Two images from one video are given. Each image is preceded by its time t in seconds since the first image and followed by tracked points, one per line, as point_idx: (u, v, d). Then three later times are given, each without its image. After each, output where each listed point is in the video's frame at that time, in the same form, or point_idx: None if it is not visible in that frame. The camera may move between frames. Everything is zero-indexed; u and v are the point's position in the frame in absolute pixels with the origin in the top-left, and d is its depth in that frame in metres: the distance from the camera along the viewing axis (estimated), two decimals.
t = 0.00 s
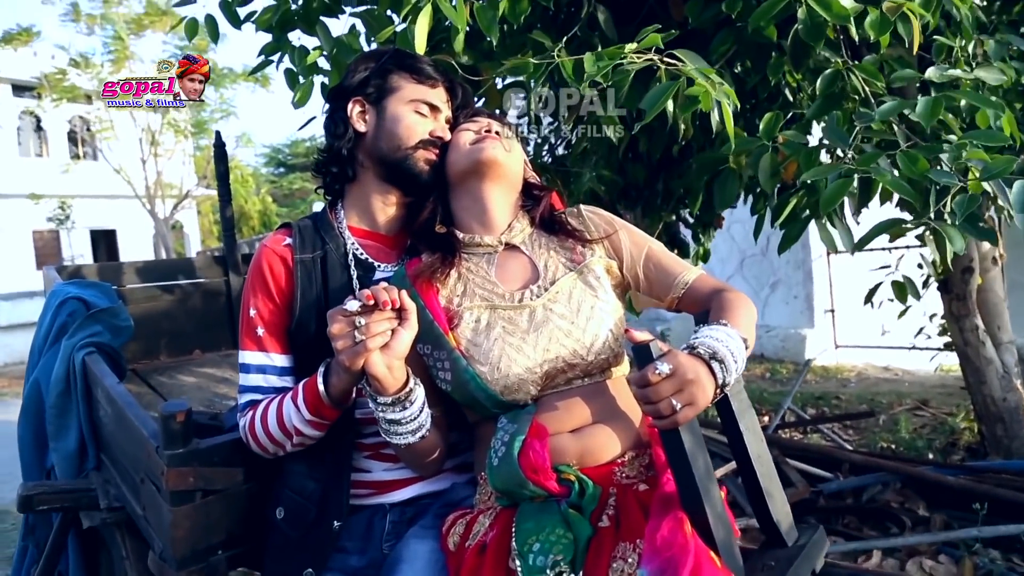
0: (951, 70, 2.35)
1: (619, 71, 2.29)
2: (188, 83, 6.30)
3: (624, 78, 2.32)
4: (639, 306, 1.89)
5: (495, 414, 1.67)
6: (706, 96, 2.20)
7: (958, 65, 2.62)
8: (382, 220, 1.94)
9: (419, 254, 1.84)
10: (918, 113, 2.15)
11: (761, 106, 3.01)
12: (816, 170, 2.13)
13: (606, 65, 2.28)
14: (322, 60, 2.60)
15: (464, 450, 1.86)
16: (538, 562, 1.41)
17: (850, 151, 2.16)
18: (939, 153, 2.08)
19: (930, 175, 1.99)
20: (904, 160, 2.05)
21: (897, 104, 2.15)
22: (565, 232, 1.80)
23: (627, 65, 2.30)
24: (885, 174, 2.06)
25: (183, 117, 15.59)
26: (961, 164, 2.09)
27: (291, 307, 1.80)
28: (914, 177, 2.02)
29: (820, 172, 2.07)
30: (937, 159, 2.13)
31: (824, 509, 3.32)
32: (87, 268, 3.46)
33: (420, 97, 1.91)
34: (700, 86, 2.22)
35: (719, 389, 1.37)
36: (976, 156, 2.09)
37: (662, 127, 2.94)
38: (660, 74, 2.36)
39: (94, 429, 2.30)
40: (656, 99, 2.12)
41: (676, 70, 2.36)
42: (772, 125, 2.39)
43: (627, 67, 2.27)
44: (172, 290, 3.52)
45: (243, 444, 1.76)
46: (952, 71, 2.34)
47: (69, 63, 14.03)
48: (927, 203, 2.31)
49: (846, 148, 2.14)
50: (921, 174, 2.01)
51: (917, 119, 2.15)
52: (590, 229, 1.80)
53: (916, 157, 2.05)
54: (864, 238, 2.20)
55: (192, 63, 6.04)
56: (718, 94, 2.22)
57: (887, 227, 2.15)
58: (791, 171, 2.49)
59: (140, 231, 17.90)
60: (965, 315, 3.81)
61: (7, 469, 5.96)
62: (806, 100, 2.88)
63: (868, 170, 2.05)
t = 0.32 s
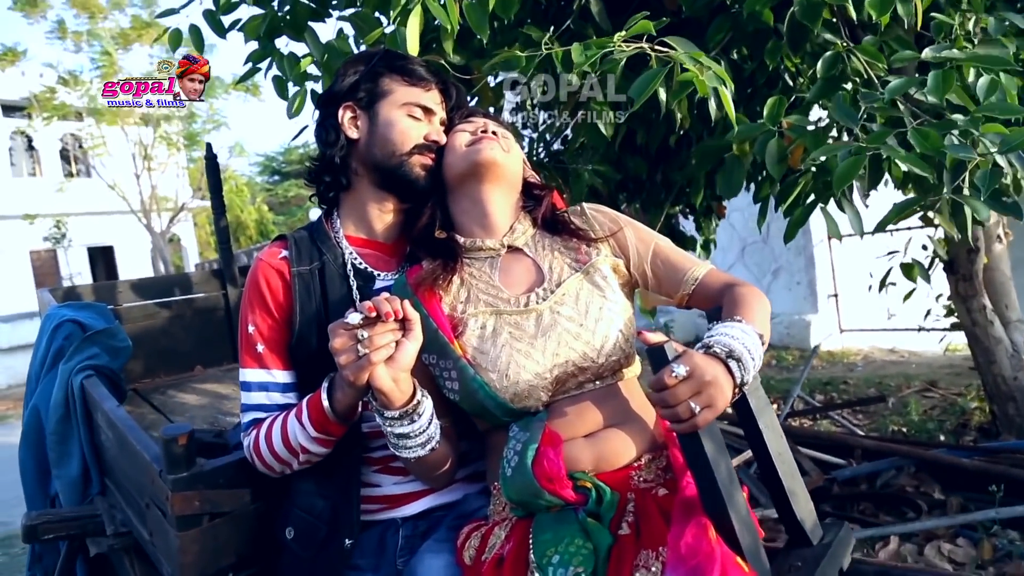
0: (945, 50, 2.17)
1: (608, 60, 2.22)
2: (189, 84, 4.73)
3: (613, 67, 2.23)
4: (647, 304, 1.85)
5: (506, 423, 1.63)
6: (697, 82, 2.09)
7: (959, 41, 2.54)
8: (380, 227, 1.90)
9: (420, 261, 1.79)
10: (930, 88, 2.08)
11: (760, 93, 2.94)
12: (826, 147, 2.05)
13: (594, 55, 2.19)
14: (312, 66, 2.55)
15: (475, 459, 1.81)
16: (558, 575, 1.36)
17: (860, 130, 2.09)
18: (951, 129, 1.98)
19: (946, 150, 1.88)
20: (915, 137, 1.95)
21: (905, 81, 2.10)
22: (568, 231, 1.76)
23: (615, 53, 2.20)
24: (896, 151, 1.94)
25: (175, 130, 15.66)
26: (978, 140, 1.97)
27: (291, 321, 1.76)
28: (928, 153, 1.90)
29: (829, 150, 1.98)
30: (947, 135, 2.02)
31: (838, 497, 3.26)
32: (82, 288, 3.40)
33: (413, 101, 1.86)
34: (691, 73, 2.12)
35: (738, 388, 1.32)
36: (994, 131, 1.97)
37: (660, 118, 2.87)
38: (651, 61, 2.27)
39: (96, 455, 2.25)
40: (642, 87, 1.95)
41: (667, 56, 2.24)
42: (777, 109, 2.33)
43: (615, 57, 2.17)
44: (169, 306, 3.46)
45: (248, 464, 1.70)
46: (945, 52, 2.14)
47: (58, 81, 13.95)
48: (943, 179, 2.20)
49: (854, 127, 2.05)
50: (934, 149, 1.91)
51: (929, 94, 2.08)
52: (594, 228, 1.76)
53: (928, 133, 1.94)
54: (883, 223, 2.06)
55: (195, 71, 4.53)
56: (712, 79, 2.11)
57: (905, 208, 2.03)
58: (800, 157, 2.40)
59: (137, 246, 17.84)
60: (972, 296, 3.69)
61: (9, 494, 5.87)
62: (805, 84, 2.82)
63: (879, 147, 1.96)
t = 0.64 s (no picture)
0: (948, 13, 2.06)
1: (597, 39, 2.12)
2: (188, 85, 3.61)
3: (602, 46, 2.13)
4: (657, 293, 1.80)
5: (519, 423, 1.59)
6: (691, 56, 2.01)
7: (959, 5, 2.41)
8: (377, 230, 1.85)
9: (421, 261, 1.75)
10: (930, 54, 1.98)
11: (755, 68, 2.86)
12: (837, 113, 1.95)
13: (582, 34, 2.09)
14: (298, 66, 2.49)
15: (489, 460, 1.77)
16: None
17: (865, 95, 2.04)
18: (961, 91, 1.88)
19: (962, 111, 1.79)
20: (924, 100, 1.84)
21: (906, 45, 2.04)
22: (571, 223, 1.72)
23: (605, 32, 2.10)
24: (908, 116, 1.85)
25: (164, 139, 15.84)
26: (992, 101, 1.89)
27: (292, 331, 1.71)
28: (938, 115, 1.81)
29: (837, 116, 1.88)
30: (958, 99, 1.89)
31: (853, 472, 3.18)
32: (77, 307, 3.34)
33: (404, 98, 1.81)
34: (684, 49, 2.03)
35: (758, 375, 1.28)
36: (1011, 90, 1.90)
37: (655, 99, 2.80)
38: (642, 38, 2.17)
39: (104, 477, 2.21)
40: (634, 65, 1.88)
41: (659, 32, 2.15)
42: (776, 82, 2.25)
43: (604, 36, 2.08)
44: (167, 318, 3.41)
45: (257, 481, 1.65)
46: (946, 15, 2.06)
47: (43, 97, 13.82)
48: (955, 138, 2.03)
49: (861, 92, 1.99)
50: (945, 110, 1.81)
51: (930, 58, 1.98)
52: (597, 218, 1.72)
53: (940, 96, 1.83)
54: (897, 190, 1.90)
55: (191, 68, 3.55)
56: (705, 53, 2.02)
57: (915, 176, 1.87)
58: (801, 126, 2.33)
59: (132, 258, 17.75)
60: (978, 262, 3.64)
61: (15, 518, 5.81)
62: (800, 57, 2.75)
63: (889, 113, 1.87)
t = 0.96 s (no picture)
0: None
1: (581, 9, 2.03)
2: (186, 85, 2.93)
3: (588, 16, 2.04)
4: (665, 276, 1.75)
5: (535, 421, 1.54)
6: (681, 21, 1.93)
7: None
8: (370, 232, 1.78)
9: (419, 261, 1.69)
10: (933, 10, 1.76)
11: (742, 33, 2.76)
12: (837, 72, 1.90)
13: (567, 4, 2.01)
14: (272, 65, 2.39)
15: (505, 459, 1.72)
16: None
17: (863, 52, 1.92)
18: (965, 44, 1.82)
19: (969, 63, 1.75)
20: (928, 54, 1.81)
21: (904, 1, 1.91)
22: (571, 210, 1.66)
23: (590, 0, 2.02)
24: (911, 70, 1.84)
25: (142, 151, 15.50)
26: (994, 50, 1.82)
27: (292, 344, 1.65)
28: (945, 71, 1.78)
29: (841, 77, 1.84)
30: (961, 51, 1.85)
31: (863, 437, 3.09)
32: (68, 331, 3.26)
33: (388, 94, 1.74)
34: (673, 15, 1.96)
35: (783, 356, 1.23)
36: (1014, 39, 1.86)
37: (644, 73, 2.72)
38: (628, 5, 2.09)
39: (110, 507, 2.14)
40: (623, 31, 1.80)
41: None
42: (764, 45, 2.17)
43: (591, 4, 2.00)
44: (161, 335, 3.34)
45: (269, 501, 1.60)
46: None
47: (15, 116, 13.56)
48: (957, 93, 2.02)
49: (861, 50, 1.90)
50: (951, 66, 1.79)
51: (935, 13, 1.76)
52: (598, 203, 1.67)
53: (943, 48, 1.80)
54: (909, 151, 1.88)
55: (191, 66, 2.91)
56: (694, 16, 1.95)
57: (936, 129, 1.82)
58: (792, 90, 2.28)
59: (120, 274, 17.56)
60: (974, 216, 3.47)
61: (24, 547, 5.73)
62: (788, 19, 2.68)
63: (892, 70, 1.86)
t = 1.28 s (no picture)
0: None
1: None
2: (186, 86, 2.72)
3: None
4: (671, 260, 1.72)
5: (550, 414, 1.51)
6: None
7: None
8: (368, 232, 1.74)
9: (420, 259, 1.65)
10: None
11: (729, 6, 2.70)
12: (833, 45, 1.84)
13: None
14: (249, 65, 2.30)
15: (520, 453, 1.70)
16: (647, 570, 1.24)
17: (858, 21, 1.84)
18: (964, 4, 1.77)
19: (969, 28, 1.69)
20: (926, 20, 1.73)
21: None
22: (573, 199, 1.64)
23: None
24: (910, 38, 1.79)
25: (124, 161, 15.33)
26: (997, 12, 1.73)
27: (296, 351, 1.60)
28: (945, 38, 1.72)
29: (840, 50, 1.78)
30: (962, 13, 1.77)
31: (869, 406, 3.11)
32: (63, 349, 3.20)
33: (376, 91, 1.69)
34: None
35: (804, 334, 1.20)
36: None
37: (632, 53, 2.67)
38: None
39: (119, 526, 2.10)
40: (620, 8, 1.75)
41: None
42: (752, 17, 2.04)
43: None
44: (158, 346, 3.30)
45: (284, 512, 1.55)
46: None
47: None
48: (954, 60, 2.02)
49: (856, 20, 1.83)
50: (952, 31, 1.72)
51: None
52: (601, 190, 1.65)
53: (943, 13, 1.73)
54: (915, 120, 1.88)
55: (189, 64, 2.67)
56: None
57: (939, 97, 1.81)
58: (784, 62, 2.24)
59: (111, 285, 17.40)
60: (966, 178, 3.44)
61: (34, 565, 5.69)
62: None
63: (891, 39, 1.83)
